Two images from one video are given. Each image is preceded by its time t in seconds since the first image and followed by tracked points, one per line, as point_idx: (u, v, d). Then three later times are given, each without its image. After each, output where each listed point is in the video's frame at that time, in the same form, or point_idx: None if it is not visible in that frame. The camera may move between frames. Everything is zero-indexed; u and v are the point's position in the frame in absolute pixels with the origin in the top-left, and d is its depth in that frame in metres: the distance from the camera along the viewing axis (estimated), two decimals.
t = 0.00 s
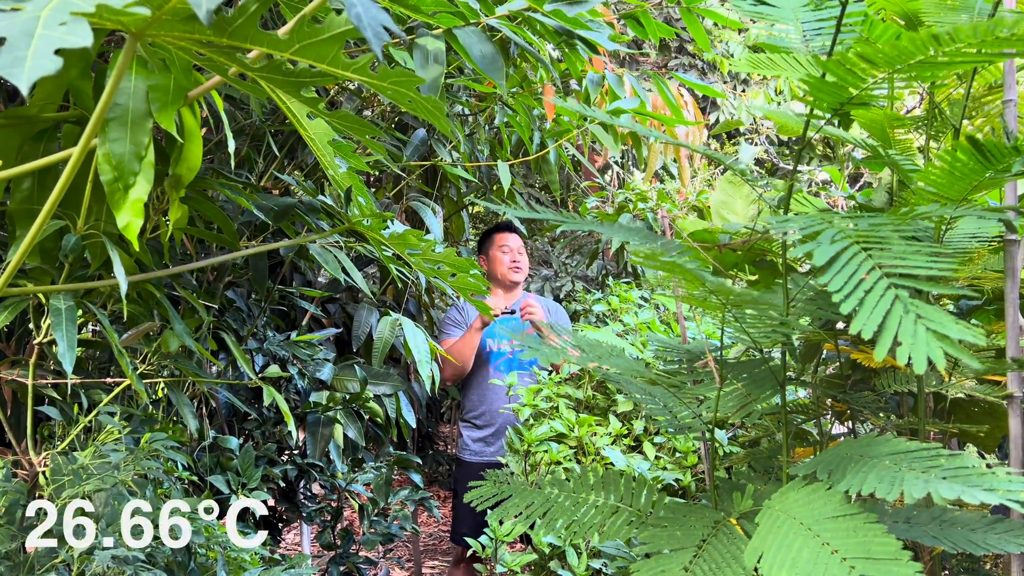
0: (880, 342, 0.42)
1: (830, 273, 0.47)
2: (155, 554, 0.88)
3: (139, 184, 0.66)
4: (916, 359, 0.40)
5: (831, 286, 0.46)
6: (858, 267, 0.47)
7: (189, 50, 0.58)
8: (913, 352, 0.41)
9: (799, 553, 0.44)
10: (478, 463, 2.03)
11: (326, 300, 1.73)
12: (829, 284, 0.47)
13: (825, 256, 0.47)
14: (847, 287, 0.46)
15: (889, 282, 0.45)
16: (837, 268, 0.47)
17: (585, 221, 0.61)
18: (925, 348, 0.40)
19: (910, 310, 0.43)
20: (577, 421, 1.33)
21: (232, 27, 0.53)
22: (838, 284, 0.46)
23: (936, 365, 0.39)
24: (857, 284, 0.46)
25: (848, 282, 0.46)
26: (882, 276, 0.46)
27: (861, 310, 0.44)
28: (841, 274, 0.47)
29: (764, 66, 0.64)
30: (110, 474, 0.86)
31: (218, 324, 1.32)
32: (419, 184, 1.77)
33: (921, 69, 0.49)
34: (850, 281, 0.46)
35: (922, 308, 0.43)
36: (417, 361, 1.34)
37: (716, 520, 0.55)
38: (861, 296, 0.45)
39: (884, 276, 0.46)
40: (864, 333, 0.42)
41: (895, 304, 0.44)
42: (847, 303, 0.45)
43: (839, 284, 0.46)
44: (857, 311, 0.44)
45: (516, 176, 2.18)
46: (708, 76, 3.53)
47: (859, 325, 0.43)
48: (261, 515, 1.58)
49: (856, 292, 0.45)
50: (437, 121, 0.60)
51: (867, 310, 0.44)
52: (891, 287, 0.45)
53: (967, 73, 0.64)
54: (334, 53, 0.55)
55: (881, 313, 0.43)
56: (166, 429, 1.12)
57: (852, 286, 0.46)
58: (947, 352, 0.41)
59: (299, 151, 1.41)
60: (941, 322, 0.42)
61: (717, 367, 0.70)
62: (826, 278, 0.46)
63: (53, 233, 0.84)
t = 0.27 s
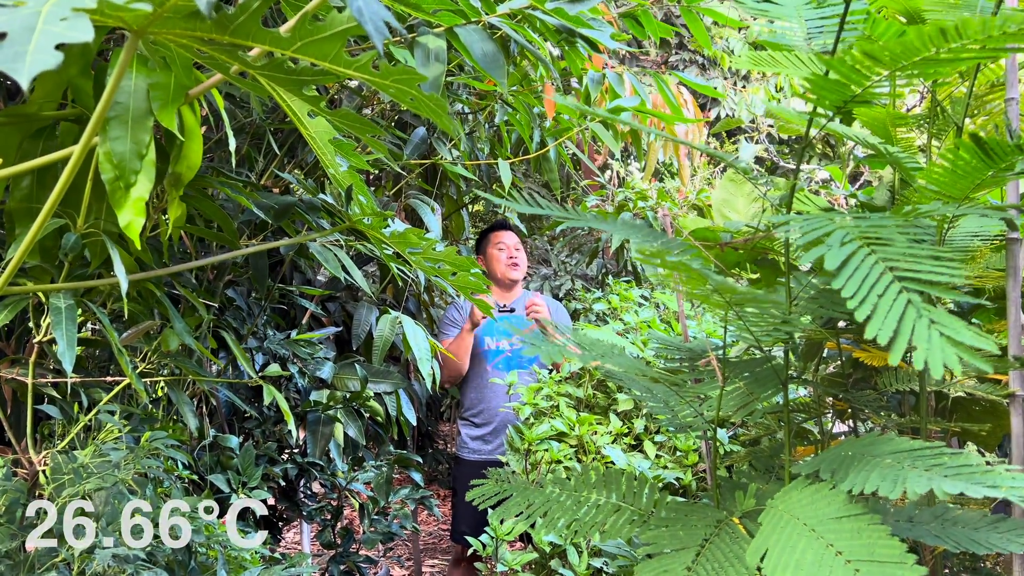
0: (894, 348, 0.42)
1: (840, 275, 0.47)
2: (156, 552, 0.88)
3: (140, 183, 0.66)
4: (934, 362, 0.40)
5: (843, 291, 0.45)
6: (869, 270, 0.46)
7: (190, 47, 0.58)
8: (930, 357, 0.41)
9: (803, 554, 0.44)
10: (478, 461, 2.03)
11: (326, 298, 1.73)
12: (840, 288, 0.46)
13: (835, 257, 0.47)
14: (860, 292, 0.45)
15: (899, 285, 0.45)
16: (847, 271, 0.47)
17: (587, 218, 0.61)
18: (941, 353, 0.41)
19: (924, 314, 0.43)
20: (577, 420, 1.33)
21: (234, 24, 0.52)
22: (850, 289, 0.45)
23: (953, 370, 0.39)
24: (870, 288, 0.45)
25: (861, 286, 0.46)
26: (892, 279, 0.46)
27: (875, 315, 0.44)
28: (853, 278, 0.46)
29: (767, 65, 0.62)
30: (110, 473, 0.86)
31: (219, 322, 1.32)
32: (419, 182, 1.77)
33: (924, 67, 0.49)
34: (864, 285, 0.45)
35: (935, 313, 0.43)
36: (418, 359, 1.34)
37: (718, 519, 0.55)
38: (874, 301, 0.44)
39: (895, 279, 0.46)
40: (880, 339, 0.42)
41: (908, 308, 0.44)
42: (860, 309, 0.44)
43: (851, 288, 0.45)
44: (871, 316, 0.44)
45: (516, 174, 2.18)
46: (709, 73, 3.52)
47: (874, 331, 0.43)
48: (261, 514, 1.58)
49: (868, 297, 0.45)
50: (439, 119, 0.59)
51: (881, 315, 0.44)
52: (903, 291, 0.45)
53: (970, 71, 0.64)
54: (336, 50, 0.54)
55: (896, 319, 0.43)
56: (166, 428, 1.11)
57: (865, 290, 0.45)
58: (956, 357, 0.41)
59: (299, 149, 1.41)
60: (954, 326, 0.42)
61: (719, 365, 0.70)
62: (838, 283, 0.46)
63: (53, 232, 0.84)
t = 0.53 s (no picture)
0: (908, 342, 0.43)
1: (851, 271, 0.47)
2: (155, 549, 0.87)
3: (140, 180, 0.66)
4: (948, 357, 0.40)
5: (855, 287, 0.45)
6: (880, 266, 0.46)
7: (191, 43, 0.58)
8: (944, 352, 0.41)
9: (808, 549, 0.44)
10: (478, 459, 2.03)
11: (326, 296, 1.72)
12: (852, 283, 0.46)
13: (846, 252, 0.47)
14: (873, 286, 0.45)
15: (913, 283, 0.45)
16: (858, 266, 0.47)
17: (590, 215, 0.61)
18: (955, 347, 0.41)
19: (936, 310, 0.44)
20: (578, 418, 1.33)
21: (235, 19, 0.52)
22: (863, 285, 0.45)
23: (970, 365, 0.39)
24: (881, 284, 0.45)
25: (873, 281, 0.46)
26: (905, 277, 0.46)
27: (889, 309, 0.44)
28: (866, 272, 0.46)
29: (767, 60, 0.62)
30: (109, 470, 0.86)
31: (218, 319, 1.32)
32: (419, 179, 1.77)
33: (929, 64, 0.49)
34: (876, 279, 0.45)
35: (947, 308, 0.44)
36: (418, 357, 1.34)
37: (722, 516, 0.55)
38: (887, 296, 0.44)
39: (907, 275, 0.46)
40: (894, 334, 0.42)
41: (921, 303, 0.44)
42: (874, 304, 0.45)
43: (863, 283, 0.45)
44: (885, 310, 0.44)
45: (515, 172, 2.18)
46: (709, 69, 3.52)
47: (888, 326, 0.43)
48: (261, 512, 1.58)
49: (881, 292, 0.45)
50: (442, 113, 0.59)
51: (895, 309, 0.44)
52: (916, 287, 0.45)
53: (972, 68, 0.64)
54: (337, 45, 0.54)
55: (909, 313, 0.43)
56: (166, 425, 1.11)
57: (878, 285, 0.45)
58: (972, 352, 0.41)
59: (299, 146, 1.40)
60: (967, 322, 0.43)
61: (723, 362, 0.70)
62: (851, 277, 0.46)
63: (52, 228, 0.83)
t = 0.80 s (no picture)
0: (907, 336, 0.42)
1: (851, 266, 0.47)
2: (153, 548, 0.87)
3: (137, 176, 0.65)
4: (946, 353, 0.40)
5: (854, 282, 0.45)
6: (881, 262, 0.46)
7: (188, 38, 0.57)
8: (942, 348, 0.41)
9: (807, 545, 0.44)
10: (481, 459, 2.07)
11: (324, 294, 1.72)
12: (851, 279, 0.46)
13: (846, 248, 0.47)
14: (872, 282, 0.45)
15: (912, 278, 0.45)
16: (858, 262, 0.46)
17: (590, 212, 0.60)
18: (954, 343, 0.41)
19: (936, 306, 0.43)
20: (577, 416, 1.33)
21: (233, 14, 0.52)
22: (863, 280, 0.45)
23: (966, 360, 0.39)
24: (882, 279, 0.45)
25: (873, 276, 0.45)
26: (905, 272, 0.46)
27: (887, 305, 0.44)
28: (866, 267, 0.46)
29: (767, 58, 0.65)
30: (106, 468, 0.85)
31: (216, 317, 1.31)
32: (418, 177, 1.77)
33: (931, 61, 0.48)
34: (876, 274, 0.45)
35: (946, 303, 0.44)
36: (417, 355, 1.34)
37: (722, 514, 0.55)
38: (886, 292, 0.44)
39: (907, 270, 0.46)
40: (893, 328, 0.42)
41: (921, 300, 0.44)
42: (873, 299, 0.44)
43: (863, 279, 0.45)
44: (884, 306, 0.44)
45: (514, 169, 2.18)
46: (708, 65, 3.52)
47: (887, 320, 0.43)
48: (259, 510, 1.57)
49: (880, 288, 0.45)
50: (441, 110, 0.59)
51: (893, 305, 0.44)
52: (916, 284, 0.45)
53: (973, 65, 0.64)
54: (336, 41, 0.54)
55: (908, 309, 0.43)
56: (164, 423, 1.11)
57: (877, 281, 0.45)
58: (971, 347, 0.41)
59: (297, 144, 1.40)
60: (967, 317, 0.43)
61: (723, 360, 0.70)
62: (850, 273, 0.45)
63: (49, 226, 0.83)
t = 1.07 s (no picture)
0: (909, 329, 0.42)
1: (850, 263, 0.47)
2: (151, 547, 0.87)
3: (135, 175, 0.65)
4: (952, 344, 0.40)
5: (856, 278, 0.45)
6: (881, 258, 0.46)
7: (186, 36, 0.57)
8: (947, 340, 0.41)
9: (808, 547, 0.44)
10: (480, 457, 2.07)
11: (323, 293, 1.72)
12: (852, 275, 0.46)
13: (845, 245, 0.47)
14: (873, 279, 0.45)
15: (913, 273, 0.45)
16: (859, 259, 0.47)
17: (590, 210, 0.60)
18: (957, 335, 0.40)
19: (938, 299, 0.43)
20: (576, 415, 1.33)
21: (230, 12, 0.52)
22: (863, 276, 0.45)
23: (971, 350, 0.39)
24: (883, 274, 0.45)
25: (873, 273, 0.45)
26: (905, 267, 0.45)
27: (888, 300, 0.44)
28: (866, 264, 0.46)
29: (766, 56, 0.66)
30: (105, 467, 0.85)
31: (215, 315, 1.31)
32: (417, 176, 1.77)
33: (933, 59, 0.48)
34: (876, 271, 0.45)
35: (949, 298, 0.43)
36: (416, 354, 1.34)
37: (722, 513, 0.55)
38: (887, 287, 0.44)
39: (907, 265, 0.46)
40: (895, 322, 0.42)
41: (922, 294, 0.44)
42: (873, 294, 0.44)
43: (864, 275, 0.45)
44: (885, 301, 0.44)
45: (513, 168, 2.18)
46: (708, 62, 3.51)
47: (889, 313, 0.42)
48: (258, 508, 1.57)
49: (881, 282, 0.45)
50: (440, 108, 0.58)
51: (894, 299, 0.43)
52: (917, 278, 0.45)
53: (973, 64, 0.64)
54: (334, 39, 0.54)
55: (910, 301, 0.43)
56: (162, 422, 1.10)
57: (878, 277, 0.45)
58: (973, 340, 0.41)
59: (296, 142, 1.40)
60: (970, 310, 0.42)
61: (723, 359, 0.70)
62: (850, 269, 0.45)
63: (47, 224, 0.82)
